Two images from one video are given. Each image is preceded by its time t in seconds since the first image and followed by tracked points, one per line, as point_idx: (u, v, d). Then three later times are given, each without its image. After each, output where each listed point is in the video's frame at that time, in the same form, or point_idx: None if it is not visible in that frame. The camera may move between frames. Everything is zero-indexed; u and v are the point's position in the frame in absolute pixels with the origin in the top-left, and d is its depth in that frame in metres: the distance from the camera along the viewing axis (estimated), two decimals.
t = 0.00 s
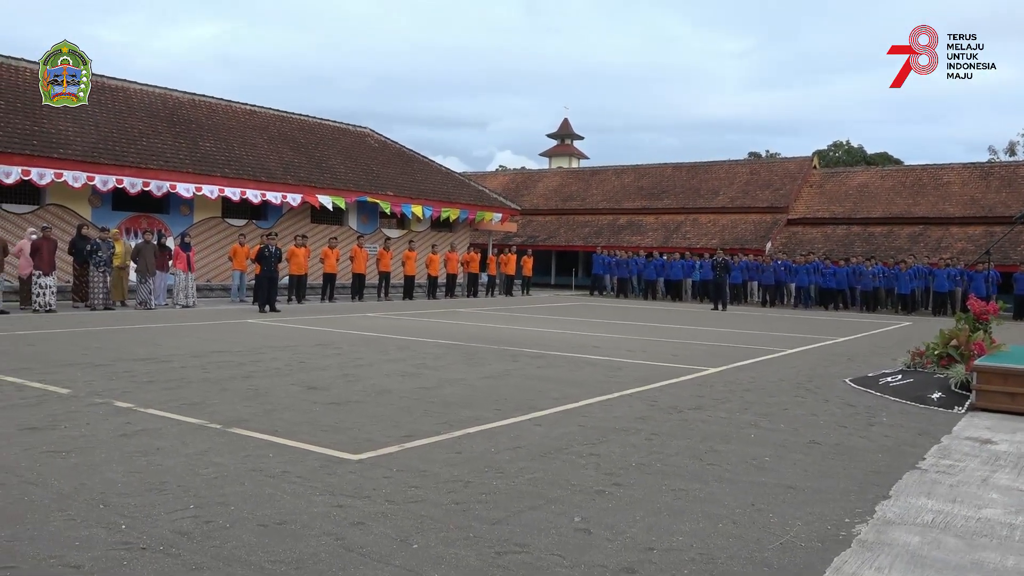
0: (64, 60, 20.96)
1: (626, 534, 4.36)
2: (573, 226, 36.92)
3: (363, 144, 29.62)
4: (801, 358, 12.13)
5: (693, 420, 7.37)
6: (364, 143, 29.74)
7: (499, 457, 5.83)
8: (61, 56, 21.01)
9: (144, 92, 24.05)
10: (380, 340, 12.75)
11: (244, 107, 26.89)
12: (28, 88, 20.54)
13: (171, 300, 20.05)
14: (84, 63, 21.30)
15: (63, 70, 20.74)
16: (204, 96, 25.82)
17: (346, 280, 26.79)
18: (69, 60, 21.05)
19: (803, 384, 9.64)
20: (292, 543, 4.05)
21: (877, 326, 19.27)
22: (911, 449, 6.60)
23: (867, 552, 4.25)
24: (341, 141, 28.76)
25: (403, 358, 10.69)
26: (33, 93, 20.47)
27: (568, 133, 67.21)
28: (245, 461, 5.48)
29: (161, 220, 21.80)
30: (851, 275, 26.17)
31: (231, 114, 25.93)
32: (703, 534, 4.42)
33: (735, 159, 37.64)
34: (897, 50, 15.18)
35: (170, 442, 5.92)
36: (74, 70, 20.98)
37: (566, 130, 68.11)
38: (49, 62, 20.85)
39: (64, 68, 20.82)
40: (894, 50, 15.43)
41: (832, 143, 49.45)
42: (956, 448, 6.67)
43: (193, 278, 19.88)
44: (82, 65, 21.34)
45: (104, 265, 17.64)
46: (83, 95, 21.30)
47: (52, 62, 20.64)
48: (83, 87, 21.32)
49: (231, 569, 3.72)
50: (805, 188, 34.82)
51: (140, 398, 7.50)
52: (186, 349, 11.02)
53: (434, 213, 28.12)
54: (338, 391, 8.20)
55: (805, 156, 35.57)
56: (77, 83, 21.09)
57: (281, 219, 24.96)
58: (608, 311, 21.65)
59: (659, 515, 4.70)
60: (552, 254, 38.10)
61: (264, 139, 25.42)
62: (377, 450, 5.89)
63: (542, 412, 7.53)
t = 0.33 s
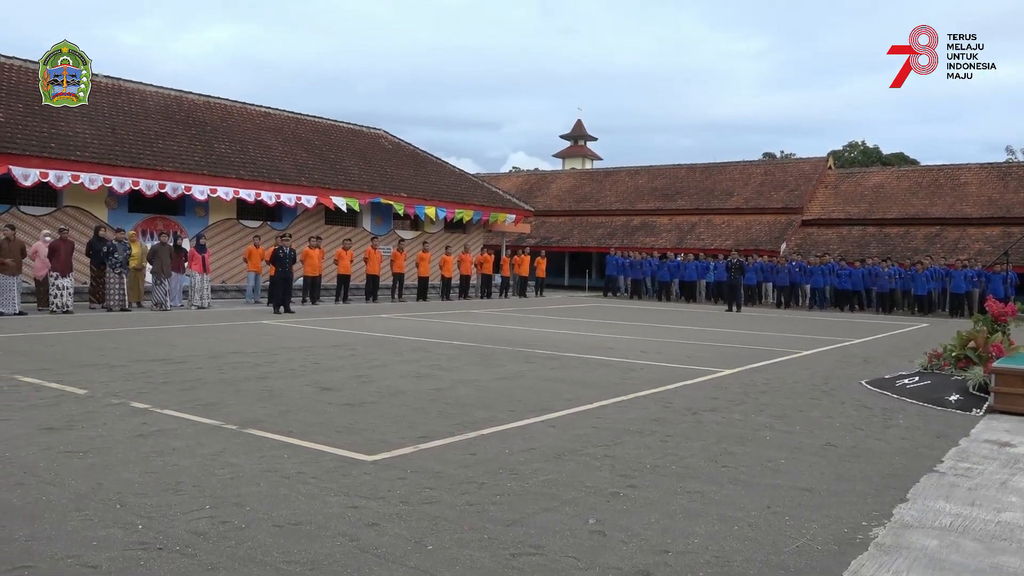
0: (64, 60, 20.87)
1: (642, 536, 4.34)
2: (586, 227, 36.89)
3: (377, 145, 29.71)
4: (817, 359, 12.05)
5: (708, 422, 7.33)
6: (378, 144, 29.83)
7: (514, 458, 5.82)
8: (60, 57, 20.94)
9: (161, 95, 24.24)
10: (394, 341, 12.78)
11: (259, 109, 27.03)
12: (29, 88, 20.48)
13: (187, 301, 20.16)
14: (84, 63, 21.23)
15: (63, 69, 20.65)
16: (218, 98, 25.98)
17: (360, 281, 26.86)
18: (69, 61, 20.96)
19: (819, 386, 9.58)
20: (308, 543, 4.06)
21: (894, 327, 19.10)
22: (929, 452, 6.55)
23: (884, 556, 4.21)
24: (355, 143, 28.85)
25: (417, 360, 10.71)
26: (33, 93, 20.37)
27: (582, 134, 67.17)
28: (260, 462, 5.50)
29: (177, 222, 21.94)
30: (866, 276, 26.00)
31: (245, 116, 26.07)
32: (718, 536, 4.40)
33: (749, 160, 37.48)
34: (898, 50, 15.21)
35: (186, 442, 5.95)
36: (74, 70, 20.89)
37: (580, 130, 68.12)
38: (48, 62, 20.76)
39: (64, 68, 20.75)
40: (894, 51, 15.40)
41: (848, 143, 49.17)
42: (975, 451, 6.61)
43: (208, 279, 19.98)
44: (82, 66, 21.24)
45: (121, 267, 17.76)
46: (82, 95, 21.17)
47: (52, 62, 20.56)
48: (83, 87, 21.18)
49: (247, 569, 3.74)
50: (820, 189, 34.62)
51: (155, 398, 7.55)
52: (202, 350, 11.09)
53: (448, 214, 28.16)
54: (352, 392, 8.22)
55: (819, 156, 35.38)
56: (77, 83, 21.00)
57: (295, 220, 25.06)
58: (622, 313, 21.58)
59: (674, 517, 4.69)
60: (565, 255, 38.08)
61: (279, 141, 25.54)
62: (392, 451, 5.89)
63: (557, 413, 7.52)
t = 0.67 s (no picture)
0: (64, 60, 20.72)
1: (657, 538, 4.33)
2: (601, 228, 36.84)
3: (392, 146, 29.79)
4: (833, 360, 11.96)
5: (724, 424, 7.29)
6: (393, 146, 29.91)
7: (529, 459, 5.82)
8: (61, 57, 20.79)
9: (177, 97, 24.41)
10: (410, 342, 12.81)
11: (274, 111, 27.18)
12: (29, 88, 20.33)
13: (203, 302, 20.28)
14: (84, 63, 21.06)
15: (63, 69, 20.49)
16: (235, 100, 26.14)
17: (375, 282, 26.93)
18: (69, 60, 20.79)
19: (836, 388, 9.51)
20: (324, 544, 4.07)
21: (912, 329, 18.95)
22: (948, 454, 6.48)
23: (903, 560, 4.17)
24: (370, 144, 28.94)
25: (432, 360, 10.73)
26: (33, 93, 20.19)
27: (597, 134, 67.07)
28: (276, 462, 5.52)
29: (194, 223, 22.09)
30: (883, 277, 25.80)
31: (261, 117, 26.20)
32: (736, 539, 4.37)
33: (764, 160, 37.28)
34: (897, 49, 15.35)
35: (202, 442, 5.99)
36: (74, 70, 20.72)
37: (594, 131, 68.09)
38: (49, 62, 20.61)
39: (64, 68, 20.58)
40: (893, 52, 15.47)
41: (864, 143, 48.84)
42: (995, 453, 6.53)
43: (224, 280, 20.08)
44: (82, 65, 21.07)
45: (138, 268, 17.88)
46: (83, 96, 21.00)
47: (52, 62, 20.40)
48: (83, 87, 21.01)
49: (262, 569, 3.75)
50: (836, 189, 34.40)
51: (172, 398, 7.59)
52: (218, 350, 11.15)
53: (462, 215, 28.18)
54: (368, 392, 8.24)
55: (836, 156, 35.15)
56: (77, 83, 20.82)
57: (311, 221, 25.16)
58: (637, 314, 21.50)
59: (690, 519, 4.66)
60: (580, 256, 38.04)
61: (294, 142, 25.66)
62: (407, 452, 5.90)
63: (573, 414, 7.51)
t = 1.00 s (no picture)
0: (64, 60, 20.63)
1: (673, 539, 4.31)
2: (615, 228, 36.77)
3: (406, 147, 29.86)
4: (850, 361, 11.88)
5: (738, 425, 7.26)
6: (407, 146, 29.98)
7: (544, 460, 5.81)
8: (61, 57, 20.70)
9: (193, 98, 24.57)
10: (424, 342, 12.83)
11: (289, 112, 27.30)
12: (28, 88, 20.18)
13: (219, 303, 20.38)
14: (84, 63, 20.98)
15: (64, 69, 20.42)
16: (250, 102, 26.26)
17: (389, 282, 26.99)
18: (69, 60, 20.70)
19: (853, 389, 9.43)
20: (340, 544, 4.08)
21: (930, 329, 18.80)
22: (966, 456, 6.42)
23: (921, 562, 4.13)
24: (385, 145, 29.01)
25: (447, 361, 10.74)
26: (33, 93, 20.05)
27: (610, 134, 66.91)
28: (291, 462, 5.54)
29: (210, 224, 22.23)
30: (900, 277, 25.62)
31: (276, 119, 26.32)
32: (753, 540, 4.35)
33: (780, 160, 37.08)
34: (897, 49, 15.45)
35: (219, 442, 6.02)
36: (74, 70, 20.65)
37: (609, 130, 67.99)
38: (48, 62, 20.52)
39: (64, 68, 20.50)
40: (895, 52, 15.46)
41: (881, 143, 48.51)
42: (1015, 455, 6.45)
43: (240, 280, 20.18)
44: (82, 66, 20.99)
45: (154, 268, 17.99)
46: (83, 96, 20.88)
47: (52, 62, 20.32)
48: (83, 87, 20.90)
49: (278, 569, 3.76)
50: (853, 189, 34.17)
51: (188, 398, 7.63)
52: (234, 350, 11.19)
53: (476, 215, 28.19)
54: (382, 393, 8.24)
55: (852, 156, 34.92)
56: (77, 83, 20.73)
57: (325, 222, 25.25)
58: (652, 314, 21.45)
59: (706, 521, 4.64)
60: (594, 256, 37.98)
61: (309, 143, 25.77)
62: (422, 452, 5.92)
63: (588, 415, 7.49)
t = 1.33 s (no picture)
0: (64, 60, 20.44)
1: (690, 541, 4.29)
2: (630, 228, 36.69)
3: (421, 148, 29.91)
4: (869, 362, 11.78)
5: (754, 425, 7.22)
6: (422, 147, 30.03)
7: (560, 460, 5.80)
8: (61, 57, 20.51)
9: (209, 100, 24.72)
10: (438, 343, 12.85)
11: (304, 113, 27.41)
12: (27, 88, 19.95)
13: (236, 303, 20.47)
14: (84, 63, 20.78)
15: (63, 69, 20.22)
16: (266, 103, 26.39)
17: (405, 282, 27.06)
18: (69, 60, 20.50)
19: (870, 389, 9.35)
20: (356, 544, 4.08)
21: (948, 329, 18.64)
22: (986, 457, 6.35)
23: (941, 564, 4.09)
24: (399, 146, 29.08)
25: (461, 361, 10.76)
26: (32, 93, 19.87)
27: (625, 134, 66.78)
28: (307, 462, 5.55)
29: (227, 225, 22.37)
30: (918, 276, 25.39)
31: (291, 120, 26.43)
32: (771, 542, 4.32)
33: (795, 159, 36.84)
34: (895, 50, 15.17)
35: (235, 442, 6.04)
36: (74, 70, 20.46)
37: (623, 130, 67.89)
38: (48, 62, 20.33)
39: (64, 68, 20.31)
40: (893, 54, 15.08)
41: (898, 141, 48.16)
42: None
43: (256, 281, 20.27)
44: (82, 65, 20.80)
45: (171, 270, 18.12)
46: (83, 96, 20.68)
47: (52, 62, 20.12)
48: (83, 87, 20.72)
49: (295, 569, 3.76)
50: (869, 188, 33.92)
51: (205, 399, 7.68)
52: (250, 351, 11.24)
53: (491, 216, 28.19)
54: (398, 393, 8.26)
55: (868, 154, 34.66)
56: (77, 83, 20.53)
57: (341, 223, 25.35)
58: (667, 315, 21.36)
59: (723, 522, 4.62)
60: (609, 256, 37.92)
61: (324, 144, 25.87)
62: (437, 452, 5.92)
63: (603, 415, 7.46)
